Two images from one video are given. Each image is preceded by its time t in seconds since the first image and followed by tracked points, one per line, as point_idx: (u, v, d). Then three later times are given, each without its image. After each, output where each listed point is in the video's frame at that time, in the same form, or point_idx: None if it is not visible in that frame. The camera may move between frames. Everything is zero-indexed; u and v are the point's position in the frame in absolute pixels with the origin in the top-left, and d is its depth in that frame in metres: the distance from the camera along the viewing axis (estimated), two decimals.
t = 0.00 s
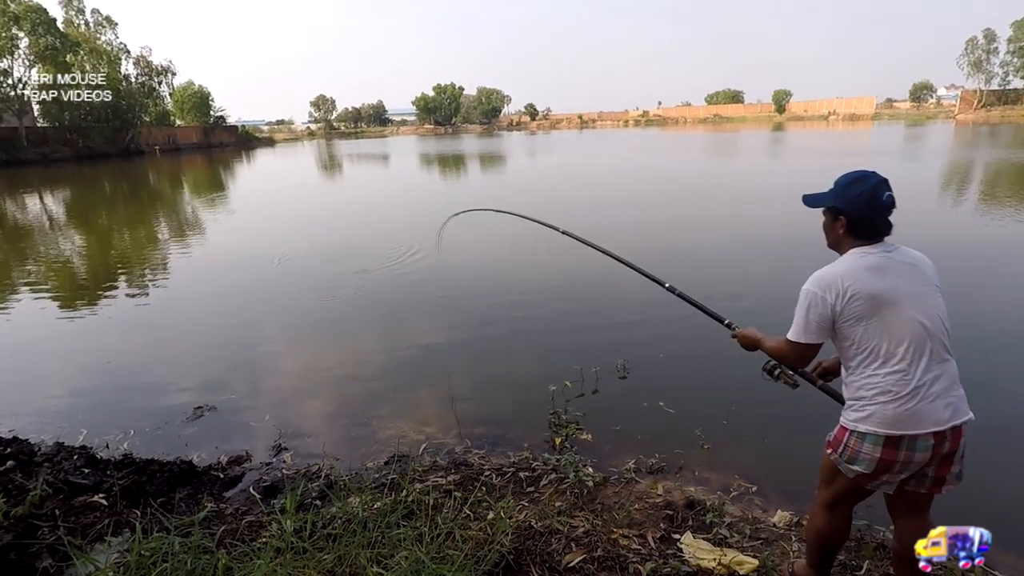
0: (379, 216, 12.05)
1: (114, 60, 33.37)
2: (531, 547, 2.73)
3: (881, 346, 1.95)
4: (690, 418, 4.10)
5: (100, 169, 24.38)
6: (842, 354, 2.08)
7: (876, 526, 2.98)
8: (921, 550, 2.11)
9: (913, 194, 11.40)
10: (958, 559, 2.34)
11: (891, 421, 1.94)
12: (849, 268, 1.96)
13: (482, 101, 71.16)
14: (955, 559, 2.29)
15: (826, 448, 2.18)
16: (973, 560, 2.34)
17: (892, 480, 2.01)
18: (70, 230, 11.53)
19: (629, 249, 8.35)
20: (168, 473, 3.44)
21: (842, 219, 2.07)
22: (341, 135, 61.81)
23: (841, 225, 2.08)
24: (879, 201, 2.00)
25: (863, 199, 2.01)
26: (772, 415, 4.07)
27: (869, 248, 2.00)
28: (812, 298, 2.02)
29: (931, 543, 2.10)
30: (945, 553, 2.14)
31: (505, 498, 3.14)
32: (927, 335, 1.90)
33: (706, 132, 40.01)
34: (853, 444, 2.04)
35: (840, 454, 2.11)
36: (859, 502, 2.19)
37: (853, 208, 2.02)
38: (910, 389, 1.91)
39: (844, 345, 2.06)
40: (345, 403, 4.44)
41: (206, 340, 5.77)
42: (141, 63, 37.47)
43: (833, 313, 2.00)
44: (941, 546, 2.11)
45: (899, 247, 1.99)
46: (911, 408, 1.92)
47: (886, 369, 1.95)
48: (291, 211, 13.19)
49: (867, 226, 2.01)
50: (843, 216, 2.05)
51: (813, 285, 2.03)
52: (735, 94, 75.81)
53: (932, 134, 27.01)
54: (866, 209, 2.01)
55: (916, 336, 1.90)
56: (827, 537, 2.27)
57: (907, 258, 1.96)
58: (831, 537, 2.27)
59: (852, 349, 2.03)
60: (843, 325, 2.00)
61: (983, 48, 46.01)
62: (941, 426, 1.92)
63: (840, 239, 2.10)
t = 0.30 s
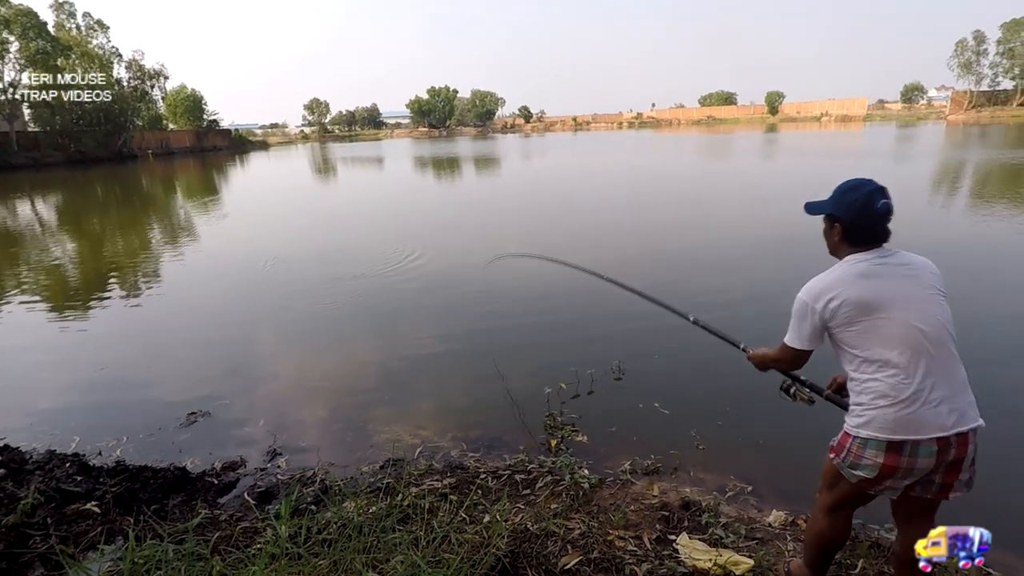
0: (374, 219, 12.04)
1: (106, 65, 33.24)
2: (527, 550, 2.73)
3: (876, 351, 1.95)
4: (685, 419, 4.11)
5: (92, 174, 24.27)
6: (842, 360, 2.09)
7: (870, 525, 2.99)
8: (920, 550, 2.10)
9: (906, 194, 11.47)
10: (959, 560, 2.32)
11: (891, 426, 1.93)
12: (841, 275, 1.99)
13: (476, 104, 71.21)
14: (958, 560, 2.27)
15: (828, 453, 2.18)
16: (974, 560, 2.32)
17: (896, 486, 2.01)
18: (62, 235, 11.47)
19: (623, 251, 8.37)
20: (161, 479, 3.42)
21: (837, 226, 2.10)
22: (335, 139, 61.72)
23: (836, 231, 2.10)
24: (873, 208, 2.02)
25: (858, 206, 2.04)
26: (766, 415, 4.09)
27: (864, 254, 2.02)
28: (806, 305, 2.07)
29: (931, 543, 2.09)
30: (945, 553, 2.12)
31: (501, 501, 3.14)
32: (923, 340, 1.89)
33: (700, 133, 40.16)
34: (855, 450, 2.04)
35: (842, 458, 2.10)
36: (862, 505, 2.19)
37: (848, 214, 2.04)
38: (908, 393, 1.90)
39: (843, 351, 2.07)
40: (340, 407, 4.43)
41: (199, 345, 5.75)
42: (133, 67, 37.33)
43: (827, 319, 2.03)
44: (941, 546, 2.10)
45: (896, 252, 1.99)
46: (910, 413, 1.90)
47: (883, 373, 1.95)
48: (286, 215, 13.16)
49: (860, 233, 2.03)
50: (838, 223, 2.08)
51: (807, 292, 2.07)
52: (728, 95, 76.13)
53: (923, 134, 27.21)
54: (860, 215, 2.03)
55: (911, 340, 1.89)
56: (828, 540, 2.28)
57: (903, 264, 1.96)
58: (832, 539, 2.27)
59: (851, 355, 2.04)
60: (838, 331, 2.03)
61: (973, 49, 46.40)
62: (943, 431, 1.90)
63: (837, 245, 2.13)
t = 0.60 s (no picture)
0: (351, 225, 11.93)
1: (71, 70, 32.43)
2: (509, 553, 2.73)
3: (823, 338, 2.00)
4: (663, 417, 4.15)
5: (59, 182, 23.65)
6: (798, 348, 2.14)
7: (846, 515, 3.05)
8: (922, 549, 2.43)
9: (875, 191, 11.72)
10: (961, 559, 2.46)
11: (836, 408, 1.99)
12: (792, 266, 2.05)
13: (452, 107, 71.07)
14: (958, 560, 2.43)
15: (788, 437, 2.24)
16: (974, 560, 2.45)
17: (847, 469, 2.05)
18: (27, 246, 11.15)
19: (601, 252, 8.42)
20: (134, 495, 3.36)
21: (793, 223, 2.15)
22: (310, 143, 61.06)
23: (793, 229, 2.15)
24: (821, 204, 2.07)
25: (808, 203, 2.09)
26: (743, 411, 4.14)
27: (819, 248, 2.06)
28: (761, 294, 2.13)
29: (931, 543, 2.40)
30: (945, 552, 2.41)
31: (482, 504, 3.13)
32: (868, 327, 1.92)
33: (675, 134, 40.58)
34: (806, 433, 2.10)
35: (798, 442, 2.16)
36: (824, 492, 2.23)
37: (798, 212, 2.11)
38: (851, 377, 1.94)
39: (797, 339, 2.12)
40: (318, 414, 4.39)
41: (172, 355, 5.64)
42: (99, 73, 36.48)
43: (779, 308, 2.09)
44: (941, 546, 2.39)
45: (849, 246, 2.03)
46: (852, 395, 1.95)
47: (830, 358, 1.99)
48: (260, 222, 12.97)
49: (810, 228, 2.08)
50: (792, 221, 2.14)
51: (763, 282, 2.13)
52: (701, 96, 77.21)
53: (891, 133, 27.86)
54: (809, 212, 2.08)
55: (855, 325, 1.93)
56: (795, 526, 2.32)
57: (854, 255, 2.00)
58: (800, 526, 2.32)
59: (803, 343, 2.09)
60: (790, 319, 2.08)
61: (936, 49, 47.62)
62: (887, 415, 1.93)
63: (797, 244, 2.17)
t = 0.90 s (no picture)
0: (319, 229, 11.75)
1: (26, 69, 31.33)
2: (477, 560, 2.71)
3: (771, 335, 2.05)
4: (632, 420, 4.19)
5: (12, 184, 22.77)
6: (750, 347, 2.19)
7: (807, 514, 3.12)
8: (922, 550, 2.57)
9: (836, 198, 12.05)
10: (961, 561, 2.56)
11: (783, 403, 2.03)
12: (744, 267, 2.11)
13: (423, 111, 70.79)
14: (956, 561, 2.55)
15: (743, 434, 2.29)
16: (974, 561, 2.55)
17: (796, 463, 2.10)
18: None
19: (571, 257, 8.47)
20: (87, 510, 3.27)
21: (746, 228, 2.20)
22: (278, 146, 60.08)
23: (747, 234, 2.21)
24: (772, 209, 2.13)
25: (759, 209, 2.15)
26: (709, 413, 4.20)
27: (770, 251, 2.12)
28: (716, 294, 2.19)
29: (931, 543, 2.54)
30: (945, 553, 2.55)
31: (450, 511, 3.11)
32: (813, 325, 1.98)
33: (644, 140, 41.12)
34: (758, 429, 2.15)
35: (751, 438, 2.21)
36: (779, 487, 2.28)
37: (750, 217, 2.16)
38: (797, 373, 2.00)
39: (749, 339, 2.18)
40: (284, 422, 4.31)
41: (131, 363, 5.48)
42: (56, 71, 35.31)
43: (731, 308, 2.14)
44: (940, 546, 2.53)
45: (798, 249, 2.09)
46: (798, 391, 2.00)
47: (778, 355, 2.05)
48: (225, 226, 12.71)
49: (761, 233, 2.14)
50: (746, 226, 2.20)
51: (717, 283, 2.19)
52: (670, 103, 78.42)
53: (851, 141, 28.73)
54: (760, 217, 2.14)
55: (801, 323, 1.99)
56: (753, 522, 2.37)
57: (803, 257, 2.06)
58: (758, 522, 2.36)
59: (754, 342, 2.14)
60: (742, 318, 2.14)
61: (893, 61, 49.28)
62: (831, 410, 1.98)
63: (751, 249, 2.23)
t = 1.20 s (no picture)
0: (284, 234, 11.55)
1: None
2: (445, 566, 2.70)
3: (732, 334, 2.10)
4: (600, 422, 4.22)
5: None
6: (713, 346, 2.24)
7: (771, 511, 3.19)
8: (923, 549, 2.60)
9: (796, 200, 12.37)
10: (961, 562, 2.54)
11: (744, 401, 2.08)
12: (706, 267, 2.15)
13: (390, 114, 70.27)
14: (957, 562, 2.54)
15: (707, 432, 2.33)
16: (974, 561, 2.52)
17: (758, 460, 2.14)
18: None
19: (539, 260, 8.50)
20: (37, 528, 3.15)
21: (709, 229, 2.25)
22: (241, 149, 58.85)
23: (709, 235, 2.26)
24: (733, 211, 2.17)
25: (721, 209, 2.20)
26: (676, 413, 4.27)
27: (732, 251, 2.17)
28: (679, 292, 2.23)
29: (930, 543, 2.60)
30: (945, 553, 2.57)
31: (418, 518, 3.09)
32: (772, 324, 2.03)
33: (611, 144, 41.52)
34: (721, 426, 2.20)
35: (715, 436, 2.26)
36: (742, 484, 2.33)
37: (712, 218, 2.21)
38: (758, 371, 2.05)
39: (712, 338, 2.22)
40: (248, 432, 4.22)
41: (87, 374, 5.30)
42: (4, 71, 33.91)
43: (695, 308, 2.19)
44: (940, 545, 2.57)
45: (758, 250, 2.15)
46: (759, 388, 2.05)
47: (739, 353, 2.10)
48: (187, 231, 12.39)
49: (722, 233, 2.18)
50: (709, 227, 2.24)
51: (681, 283, 2.23)
52: (635, 107, 79.51)
53: (810, 145, 29.55)
54: (721, 219, 2.19)
55: (761, 322, 2.04)
56: (718, 519, 2.41)
57: (763, 257, 2.11)
58: (722, 519, 2.41)
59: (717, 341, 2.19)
60: (705, 317, 2.18)
61: (848, 67, 50.89)
62: (790, 406, 2.03)
63: (712, 250, 2.28)
